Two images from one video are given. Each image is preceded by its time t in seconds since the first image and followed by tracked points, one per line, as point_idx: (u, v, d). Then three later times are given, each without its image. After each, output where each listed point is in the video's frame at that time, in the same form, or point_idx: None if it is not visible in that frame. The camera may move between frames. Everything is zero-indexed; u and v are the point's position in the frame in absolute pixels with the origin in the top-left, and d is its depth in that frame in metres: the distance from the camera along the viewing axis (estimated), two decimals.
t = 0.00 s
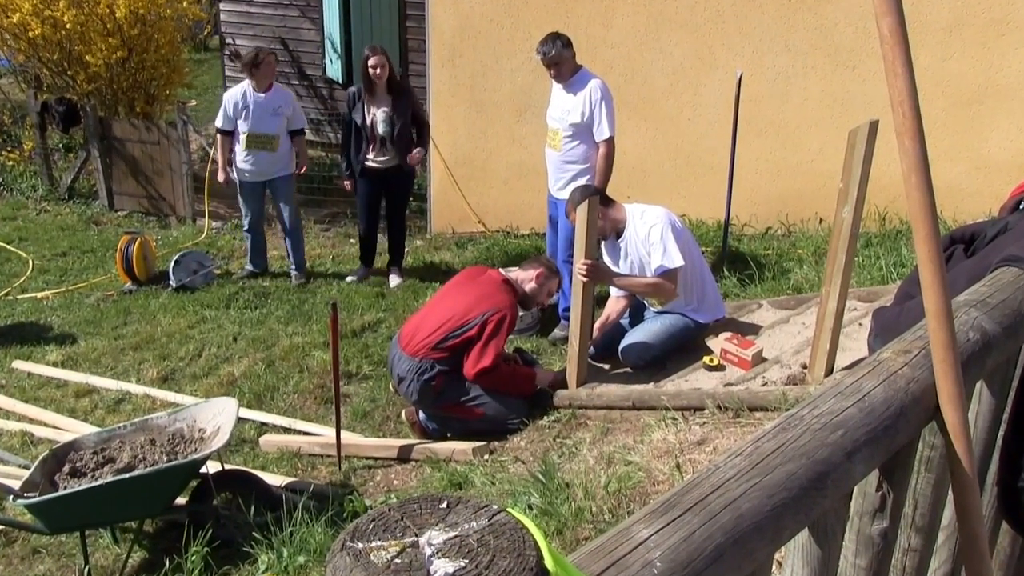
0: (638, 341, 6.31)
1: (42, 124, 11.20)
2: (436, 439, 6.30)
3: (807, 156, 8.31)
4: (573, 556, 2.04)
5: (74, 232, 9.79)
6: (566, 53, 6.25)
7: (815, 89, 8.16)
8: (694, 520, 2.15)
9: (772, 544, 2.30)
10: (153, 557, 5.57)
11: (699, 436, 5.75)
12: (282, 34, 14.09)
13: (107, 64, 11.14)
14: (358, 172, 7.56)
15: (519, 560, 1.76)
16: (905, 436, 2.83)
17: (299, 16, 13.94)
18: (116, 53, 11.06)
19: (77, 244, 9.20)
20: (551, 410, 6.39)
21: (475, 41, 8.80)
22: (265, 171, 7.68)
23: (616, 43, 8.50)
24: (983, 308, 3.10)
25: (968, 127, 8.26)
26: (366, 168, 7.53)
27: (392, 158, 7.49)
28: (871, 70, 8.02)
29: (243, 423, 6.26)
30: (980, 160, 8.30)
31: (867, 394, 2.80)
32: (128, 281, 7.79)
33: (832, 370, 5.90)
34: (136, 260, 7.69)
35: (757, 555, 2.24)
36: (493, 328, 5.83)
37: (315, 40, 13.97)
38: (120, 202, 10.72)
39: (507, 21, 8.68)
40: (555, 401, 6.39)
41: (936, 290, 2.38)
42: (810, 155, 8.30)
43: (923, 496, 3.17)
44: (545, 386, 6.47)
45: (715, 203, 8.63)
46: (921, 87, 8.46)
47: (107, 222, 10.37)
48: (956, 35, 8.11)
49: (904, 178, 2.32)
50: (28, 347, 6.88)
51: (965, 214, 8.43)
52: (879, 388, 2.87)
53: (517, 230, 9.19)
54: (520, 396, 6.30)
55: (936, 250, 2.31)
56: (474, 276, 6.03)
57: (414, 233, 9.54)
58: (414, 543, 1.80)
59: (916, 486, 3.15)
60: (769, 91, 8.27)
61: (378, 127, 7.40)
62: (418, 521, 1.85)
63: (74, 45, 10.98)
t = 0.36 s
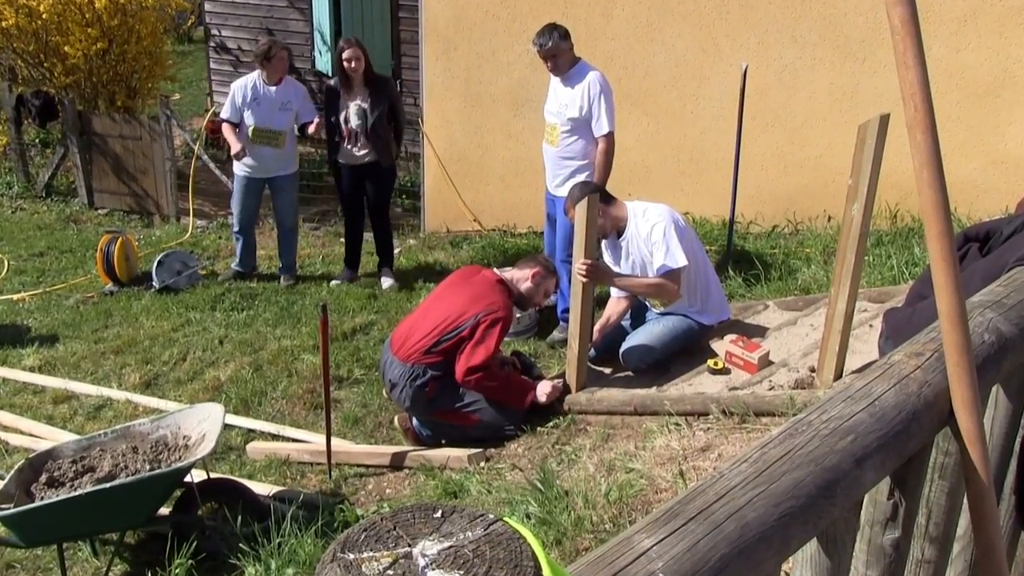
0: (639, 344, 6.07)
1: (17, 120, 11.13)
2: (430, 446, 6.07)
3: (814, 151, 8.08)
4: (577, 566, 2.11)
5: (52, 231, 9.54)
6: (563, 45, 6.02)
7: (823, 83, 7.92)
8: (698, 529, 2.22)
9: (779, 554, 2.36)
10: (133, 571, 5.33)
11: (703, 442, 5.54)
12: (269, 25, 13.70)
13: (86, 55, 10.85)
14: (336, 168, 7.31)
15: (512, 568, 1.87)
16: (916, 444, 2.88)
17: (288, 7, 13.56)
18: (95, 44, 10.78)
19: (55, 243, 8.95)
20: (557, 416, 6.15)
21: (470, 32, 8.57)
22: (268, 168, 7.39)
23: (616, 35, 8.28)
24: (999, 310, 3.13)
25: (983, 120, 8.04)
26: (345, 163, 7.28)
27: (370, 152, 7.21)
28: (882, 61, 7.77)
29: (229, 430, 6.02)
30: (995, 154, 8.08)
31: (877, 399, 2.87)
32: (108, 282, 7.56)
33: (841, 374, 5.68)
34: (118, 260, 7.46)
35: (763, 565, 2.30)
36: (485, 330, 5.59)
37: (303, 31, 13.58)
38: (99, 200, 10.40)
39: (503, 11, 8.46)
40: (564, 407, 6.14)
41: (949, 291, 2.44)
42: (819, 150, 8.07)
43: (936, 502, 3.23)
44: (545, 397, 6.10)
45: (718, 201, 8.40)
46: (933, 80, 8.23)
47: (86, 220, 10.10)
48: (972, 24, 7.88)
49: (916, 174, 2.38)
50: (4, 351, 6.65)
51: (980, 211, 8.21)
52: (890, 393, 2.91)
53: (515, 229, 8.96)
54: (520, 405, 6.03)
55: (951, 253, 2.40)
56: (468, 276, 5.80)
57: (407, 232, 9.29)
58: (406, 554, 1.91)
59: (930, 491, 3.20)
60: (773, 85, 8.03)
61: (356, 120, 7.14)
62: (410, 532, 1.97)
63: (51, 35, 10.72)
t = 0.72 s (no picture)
0: (640, 348, 5.84)
1: None
2: (423, 453, 5.84)
3: (820, 147, 7.87)
4: None
5: (28, 231, 9.29)
6: (561, 37, 5.80)
7: (830, 75, 7.72)
8: (700, 540, 2.10)
9: (786, 567, 2.23)
10: None
11: (707, 449, 5.32)
12: (255, 17, 13.28)
13: (63, 47, 10.62)
14: (314, 164, 7.02)
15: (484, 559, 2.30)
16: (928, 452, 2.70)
17: None
18: (73, 35, 10.56)
19: (32, 244, 8.71)
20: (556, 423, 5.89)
21: (465, 24, 8.34)
22: (259, 164, 7.14)
23: (617, 27, 8.06)
24: (1014, 311, 2.95)
25: (998, 115, 7.82)
26: (321, 159, 6.98)
27: (346, 149, 6.90)
28: (893, 53, 7.57)
29: (214, 437, 5.79)
30: (1011, 150, 7.86)
31: (889, 404, 2.68)
32: (88, 284, 7.32)
33: (851, 379, 5.46)
34: (97, 261, 7.23)
35: None
36: (481, 334, 5.37)
37: (292, 23, 13.09)
38: (78, 198, 10.12)
39: (500, 3, 8.23)
40: (566, 414, 5.90)
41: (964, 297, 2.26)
42: (826, 146, 7.86)
43: (951, 511, 3.07)
44: (551, 401, 5.85)
45: (724, 198, 8.18)
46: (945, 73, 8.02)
47: (65, 220, 9.84)
48: (987, 14, 7.67)
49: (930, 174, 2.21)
50: None
51: (996, 209, 8.00)
52: (901, 397, 2.72)
53: (511, 229, 8.73)
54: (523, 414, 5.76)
55: (965, 252, 2.23)
56: (462, 277, 5.57)
57: (399, 232, 9.05)
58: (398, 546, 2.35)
59: (943, 500, 3.03)
60: (779, 79, 7.82)
61: (332, 116, 6.87)
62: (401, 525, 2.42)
63: (26, 26, 10.51)
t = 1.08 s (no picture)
0: (641, 351, 5.64)
1: None
2: (416, 461, 5.63)
3: (828, 143, 7.67)
4: None
5: (6, 232, 9.06)
6: (558, 29, 5.59)
7: (837, 69, 7.52)
8: (704, 549, 2.05)
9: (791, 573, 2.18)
10: None
11: (711, 456, 5.12)
12: (242, 8, 13.00)
13: (40, 40, 10.34)
14: (299, 161, 6.83)
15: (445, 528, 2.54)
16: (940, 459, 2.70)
17: None
18: (50, 26, 10.29)
19: (9, 244, 8.48)
20: (555, 429, 5.67)
21: (459, 17, 8.13)
22: (243, 161, 6.91)
23: (616, 19, 7.86)
24: None
25: (1011, 110, 7.62)
26: (307, 157, 6.79)
27: (329, 146, 6.70)
28: (903, 45, 7.38)
29: (200, 445, 5.57)
30: None
31: (899, 409, 2.67)
32: (67, 286, 7.11)
33: (859, 383, 5.25)
34: (77, 262, 7.02)
35: None
36: (476, 342, 5.15)
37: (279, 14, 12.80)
38: (57, 197, 9.89)
39: None
40: (566, 419, 5.68)
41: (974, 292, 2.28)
42: (833, 142, 7.67)
43: (964, 520, 3.11)
44: (557, 409, 5.69)
45: (729, 196, 7.98)
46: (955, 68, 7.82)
47: (42, 220, 9.60)
48: (1001, 5, 7.47)
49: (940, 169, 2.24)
50: None
51: (1010, 208, 7.79)
52: (911, 401, 2.74)
53: (507, 228, 8.52)
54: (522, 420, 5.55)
55: (979, 251, 2.24)
56: (456, 279, 5.35)
57: (391, 231, 8.84)
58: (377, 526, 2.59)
59: (956, 508, 3.07)
60: (785, 73, 7.63)
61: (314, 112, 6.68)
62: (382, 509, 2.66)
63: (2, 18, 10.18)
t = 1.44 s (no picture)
0: (641, 354, 5.44)
1: None
2: (409, 469, 5.43)
3: (835, 138, 7.48)
4: None
5: None
6: (553, 21, 5.38)
7: (844, 61, 7.33)
8: (705, 561, 2.09)
9: None
10: None
11: (713, 463, 4.92)
12: None
13: (14, 31, 10.09)
14: (284, 156, 6.59)
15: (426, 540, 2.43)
16: (950, 465, 2.69)
17: None
18: (24, 17, 10.04)
19: None
20: (552, 435, 5.46)
21: (452, 9, 7.91)
22: (216, 158, 6.68)
23: (614, 10, 7.66)
24: None
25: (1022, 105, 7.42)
26: (292, 152, 6.55)
27: (315, 142, 6.43)
28: (912, 36, 7.19)
29: (182, 453, 5.36)
30: None
31: (908, 414, 2.68)
32: (44, 288, 6.90)
33: (867, 388, 5.06)
34: (54, 262, 6.81)
35: None
36: (471, 349, 4.96)
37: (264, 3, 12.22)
38: (32, 195, 9.64)
39: None
40: (563, 425, 5.48)
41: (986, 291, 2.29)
42: (840, 136, 7.48)
43: (976, 530, 3.02)
44: (557, 414, 5.49)
45: (732, 193, 7.80)
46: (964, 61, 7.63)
47: (18, 219, 9.35)
48: None
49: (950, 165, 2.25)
50: None
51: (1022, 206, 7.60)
52: (921, 406, 2.72)
53: (501, 226, 8.31)
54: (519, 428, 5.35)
55: (990, 250, 2.25)
56: (451, 283, 5.15)
57: (381, 231, 8.62)
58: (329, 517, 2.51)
59: (969, 517, 2.99)
60: (790, 65, 7.44)
61: (300, 107, 6.39)
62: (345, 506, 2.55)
63: None
